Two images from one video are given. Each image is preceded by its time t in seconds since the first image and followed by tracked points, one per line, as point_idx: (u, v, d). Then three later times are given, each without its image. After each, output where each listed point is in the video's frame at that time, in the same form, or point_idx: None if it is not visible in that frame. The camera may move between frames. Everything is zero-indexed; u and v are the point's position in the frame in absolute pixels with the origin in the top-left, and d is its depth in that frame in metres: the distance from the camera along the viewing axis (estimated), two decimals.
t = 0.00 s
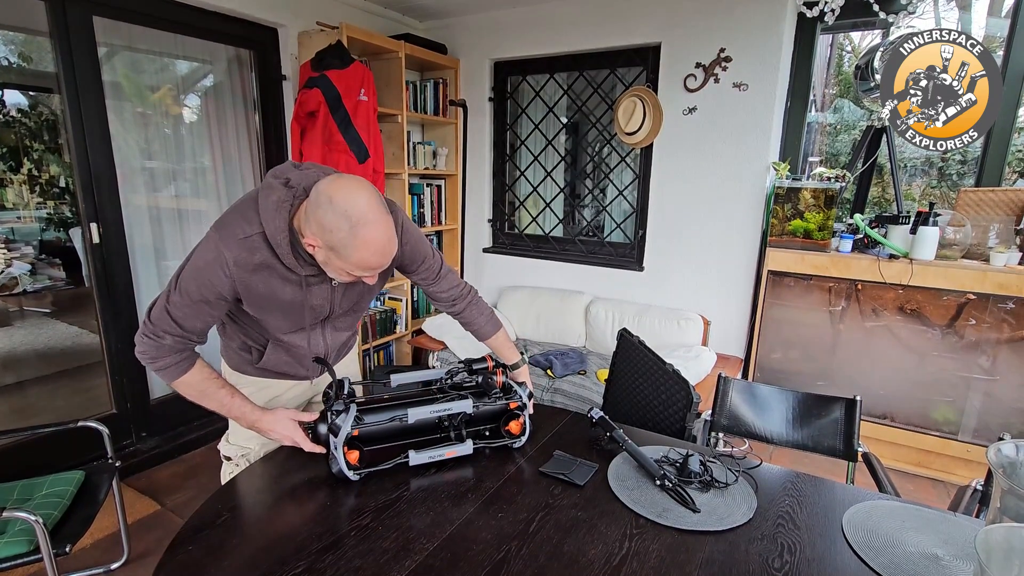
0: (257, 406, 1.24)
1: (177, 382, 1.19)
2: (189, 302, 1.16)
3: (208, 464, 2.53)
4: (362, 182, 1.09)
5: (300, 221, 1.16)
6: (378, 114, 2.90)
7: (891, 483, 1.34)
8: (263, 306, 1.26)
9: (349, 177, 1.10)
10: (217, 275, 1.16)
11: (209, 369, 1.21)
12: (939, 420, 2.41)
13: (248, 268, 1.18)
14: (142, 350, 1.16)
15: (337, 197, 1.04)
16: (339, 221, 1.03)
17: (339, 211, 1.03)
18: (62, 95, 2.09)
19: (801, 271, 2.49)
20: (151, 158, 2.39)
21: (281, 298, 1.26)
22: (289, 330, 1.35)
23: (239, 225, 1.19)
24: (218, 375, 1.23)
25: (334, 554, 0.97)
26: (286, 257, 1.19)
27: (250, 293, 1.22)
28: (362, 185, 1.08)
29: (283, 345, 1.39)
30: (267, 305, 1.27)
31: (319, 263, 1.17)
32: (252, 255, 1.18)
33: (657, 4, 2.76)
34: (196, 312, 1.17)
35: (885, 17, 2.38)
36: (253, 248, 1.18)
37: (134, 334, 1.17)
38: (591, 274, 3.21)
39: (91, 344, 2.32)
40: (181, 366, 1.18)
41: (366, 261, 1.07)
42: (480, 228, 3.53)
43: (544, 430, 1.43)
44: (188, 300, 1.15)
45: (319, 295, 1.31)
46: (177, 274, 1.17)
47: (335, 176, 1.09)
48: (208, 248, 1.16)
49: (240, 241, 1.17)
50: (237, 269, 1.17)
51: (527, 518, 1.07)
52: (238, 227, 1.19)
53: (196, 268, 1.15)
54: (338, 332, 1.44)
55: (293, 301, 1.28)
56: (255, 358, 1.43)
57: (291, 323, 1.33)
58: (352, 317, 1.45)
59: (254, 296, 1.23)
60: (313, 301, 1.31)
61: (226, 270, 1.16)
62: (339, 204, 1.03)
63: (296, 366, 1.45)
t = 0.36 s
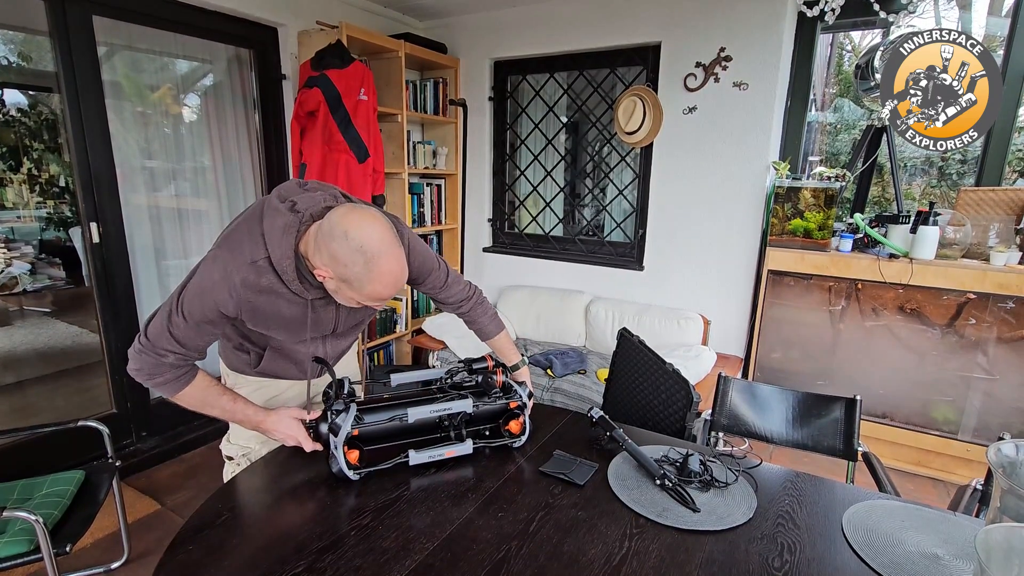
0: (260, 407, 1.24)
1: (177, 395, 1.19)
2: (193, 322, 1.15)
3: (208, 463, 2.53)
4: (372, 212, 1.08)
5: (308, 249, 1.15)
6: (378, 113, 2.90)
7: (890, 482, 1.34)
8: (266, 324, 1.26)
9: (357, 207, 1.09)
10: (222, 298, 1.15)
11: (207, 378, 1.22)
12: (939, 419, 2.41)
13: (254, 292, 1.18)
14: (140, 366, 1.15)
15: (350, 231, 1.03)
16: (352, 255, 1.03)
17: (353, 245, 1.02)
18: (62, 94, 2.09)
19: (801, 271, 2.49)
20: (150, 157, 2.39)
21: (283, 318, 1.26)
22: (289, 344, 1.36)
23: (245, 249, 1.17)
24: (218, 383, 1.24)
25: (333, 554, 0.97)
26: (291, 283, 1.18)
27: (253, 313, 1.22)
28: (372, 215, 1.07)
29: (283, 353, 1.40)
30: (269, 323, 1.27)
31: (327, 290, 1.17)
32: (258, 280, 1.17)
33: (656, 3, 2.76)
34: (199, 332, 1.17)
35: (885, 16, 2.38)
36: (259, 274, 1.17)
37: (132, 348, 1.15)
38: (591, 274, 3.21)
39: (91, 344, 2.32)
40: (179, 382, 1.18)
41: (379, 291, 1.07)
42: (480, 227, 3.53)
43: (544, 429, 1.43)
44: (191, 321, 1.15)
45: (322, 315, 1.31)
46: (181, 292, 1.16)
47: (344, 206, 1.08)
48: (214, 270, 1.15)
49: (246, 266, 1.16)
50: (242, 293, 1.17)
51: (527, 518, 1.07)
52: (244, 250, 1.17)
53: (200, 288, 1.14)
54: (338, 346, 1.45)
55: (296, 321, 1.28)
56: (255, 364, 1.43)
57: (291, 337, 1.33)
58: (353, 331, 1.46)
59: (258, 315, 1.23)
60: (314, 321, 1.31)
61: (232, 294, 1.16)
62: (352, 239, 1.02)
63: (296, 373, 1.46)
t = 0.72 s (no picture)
0: (261, 407, 1.25)
1: (176, 402, 1.20)
2: (189, 333, 1.15)
3: (207, 463, 2.53)
4: (366, 229, 1.08)
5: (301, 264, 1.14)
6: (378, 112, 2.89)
7: (890, 481, 1.34)
8: (262, 334, 1.27)
9: (352, 224, 1.08)
10: (218, 311, 1.15)
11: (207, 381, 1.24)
12: (938, 418, 2.42)
13: (250, 304, 1.18)
14: (137, 376, 1.15)
15: (344, 249, 1.02)
16: (346, 273, 1.02)
17: (346, 264, 1.02)
18: (61, 94, 2.09)
19: (800, 270, 2.49)
20: (150, 157, 2.39)
21: (279, 329, 1.27)
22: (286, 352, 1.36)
23: (240, 262, 1.17)
24: (217, 386, 1.25)
25: (333, 553, 0.97)
26: (286, 297, 1.19)
27: (249, 324, 1.22)
28: (367, 233, 1.07)
29: (281, 360, 1.40)
30: (266, 333, 1.27)
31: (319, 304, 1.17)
32: (253, 293, 1.17)
33: (655, 2, 2.76)
34: (197, 342, 1.17)
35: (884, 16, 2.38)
36: (254, 287, 1.17)
37: (129, 357, 1.15)
38: (591, 274, 3.21)
39: (91, 343, 2.31)
40: (178, 391, 1.19)
41: (371, 309, 1.08)
42: (480, 226, 3.53)
43: (543, 428, 1.43)
44: (188, 333, 1.15)
45: (318, 324, 1.32)
46: (177, 304, 1.16)
47: (340, 222, 1.08)
48: (210, 283, 1.15)
49: (241, 279, 1.16)
50: (239, 305, 1.17)
51: (526, 517, 1.07)
52: (240, 263, 1.17)
53: (196, 301, 1.14)
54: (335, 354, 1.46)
55: (292, 330, 1.29)
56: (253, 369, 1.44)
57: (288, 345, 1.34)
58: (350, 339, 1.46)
59: (254, 326, 1.24)
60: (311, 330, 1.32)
61: (228, 306, 1.16)
62: (346, 258, 1.02)
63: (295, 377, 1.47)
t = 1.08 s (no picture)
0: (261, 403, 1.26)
1: (178, 392, 1.21)
2: (186, 322, 1.16)
3: (207, 462, 2.53)
4: (359, 235, 1.05)
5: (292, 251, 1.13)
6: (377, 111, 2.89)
7: (890, 480, 1.34)
8: (259, 326, 1.26)
9: (352, 224, 1.06)
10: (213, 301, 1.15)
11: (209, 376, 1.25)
12: (938, 417, 2.42)
13: (244, 295, 1.17)
14: (139, 364, 1.17)
15: (326, 243, 1.01)
16: (316, 266, 1.01)
17: (320, 258, 1.00)
18: (61, 93, 2.09)
19: (800, 268, 2.49)
20: (150, 156, 2.39)
21: (275, 322, 1.26)
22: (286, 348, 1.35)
23: (235, 251, 1.17)
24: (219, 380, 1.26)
25: (333, 552, 0.97)
26: (278, 288, 1.17)
27: (245, 315, 1.22)
28: (357, 239, 1.04)
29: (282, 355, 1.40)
30: (263, 325, 1.26)
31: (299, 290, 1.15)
32: (247, 283, 1.17)
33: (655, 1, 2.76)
34: (194, 332, 1.18)
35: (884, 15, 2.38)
36: (248, 277, 1.16)
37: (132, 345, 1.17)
38: (591, 273, 3.21)
39: (91, 343, 2.31)
40: (178, 380, 1.20)
41: (327, 312, 1.04)
42: (480, 226, 3.53)
43: (543, 427, 1.43)
44: (184, 322, 1.16)
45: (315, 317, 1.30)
46: (176, 293, 1.17)
47: (342, 219, 1.06)
48: (205, 272, 1.15)
49: (235, 269, 1.15)
50: (233, 295, 1.17)
51: (526, 516, 1.07)
52: (234, 253, 1.16)
53: (192, 290, 1.15)
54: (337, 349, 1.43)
55: (289, 323, 1.28)
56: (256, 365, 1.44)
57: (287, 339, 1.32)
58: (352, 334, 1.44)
59: (250, 317, 1.23)
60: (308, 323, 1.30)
61: (222, 296, 1.16)
62: (322, 252, 1.00)
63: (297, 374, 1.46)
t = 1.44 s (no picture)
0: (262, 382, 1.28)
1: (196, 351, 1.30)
2: (182, 285, 1.24)
3: (208, 462, 2.53)
4: (315, 186, 1.05)
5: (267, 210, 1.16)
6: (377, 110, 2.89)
7: (890, 479, 1.34)
8: (248, 295, 1.29)
9: (315, 177, 1.07)
10: (198, 263, 1.21)
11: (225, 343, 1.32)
12: (938, 416, 2.42)
13: (224, 257, 1.21)
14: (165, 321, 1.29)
15: (278, 189, 1.02)
16: (266, 212, 1.02)
17: (270, 204, 1.01)
18: (60, 93, 2.08)
19: (800, 268, 2.49)
20: (150, 156, 2.39)
21: (263, 291, 1.28)
22: (282, 326, 1.36)
23: (218, 216, 1.22)
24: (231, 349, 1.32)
25: (333, 552, 0.97)
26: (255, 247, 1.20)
27: (230, 282, 1.25)
28: (311, 189, 1.03)
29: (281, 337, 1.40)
30: (252, 294, 1.29)
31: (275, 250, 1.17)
32: (227, 244, 1.21)
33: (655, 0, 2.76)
34: (192, 296, 1.25)
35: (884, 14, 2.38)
36: (227, 239, 1.21)
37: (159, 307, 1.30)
38: (591, 272, 3.21)
39: (91, 342, 2.31)
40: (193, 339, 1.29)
41: (277, 262, 1.04)
42: (480, 225, 3.53)
43: (543, 427, 1.43)
44: (181, 285, 1.24)
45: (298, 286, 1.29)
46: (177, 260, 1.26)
47: (305, 171, 1.08)
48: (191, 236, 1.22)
49: (215, 232, 1.20)
50: (216, 258, 1.21)
51: (526, 516, 1.07)
52: (217, 217, 1.22)
53: (183, 254, 1.22)
54: (334, 326, 1.42)
55: (275, 292, 1.29)
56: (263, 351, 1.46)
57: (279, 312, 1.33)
58: (349, 311, 1.41)
59: (236, 284, 1.26)
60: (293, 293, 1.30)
61: (206, 259, 1.21)
62: (273, 198, 1.02)
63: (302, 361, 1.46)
